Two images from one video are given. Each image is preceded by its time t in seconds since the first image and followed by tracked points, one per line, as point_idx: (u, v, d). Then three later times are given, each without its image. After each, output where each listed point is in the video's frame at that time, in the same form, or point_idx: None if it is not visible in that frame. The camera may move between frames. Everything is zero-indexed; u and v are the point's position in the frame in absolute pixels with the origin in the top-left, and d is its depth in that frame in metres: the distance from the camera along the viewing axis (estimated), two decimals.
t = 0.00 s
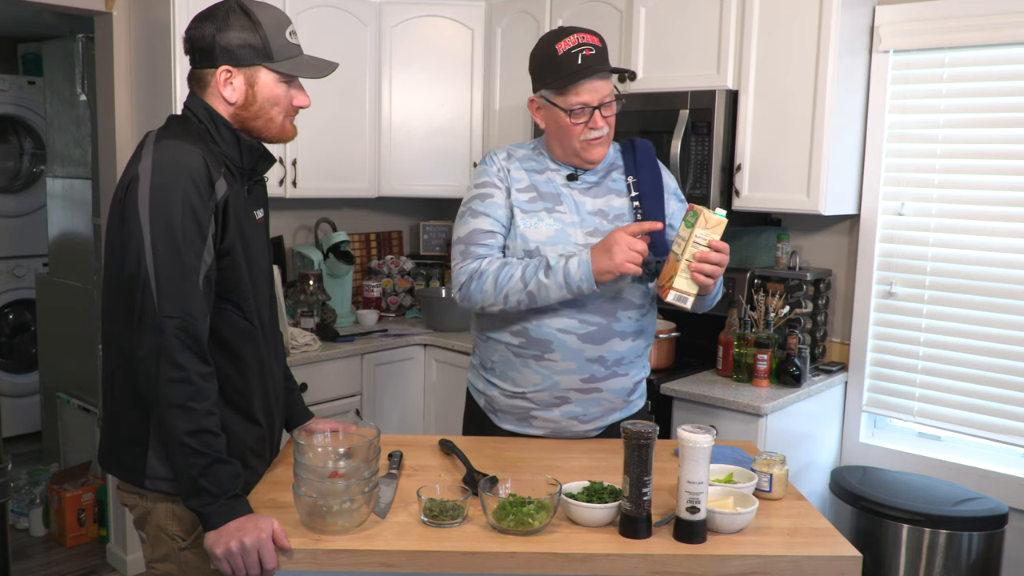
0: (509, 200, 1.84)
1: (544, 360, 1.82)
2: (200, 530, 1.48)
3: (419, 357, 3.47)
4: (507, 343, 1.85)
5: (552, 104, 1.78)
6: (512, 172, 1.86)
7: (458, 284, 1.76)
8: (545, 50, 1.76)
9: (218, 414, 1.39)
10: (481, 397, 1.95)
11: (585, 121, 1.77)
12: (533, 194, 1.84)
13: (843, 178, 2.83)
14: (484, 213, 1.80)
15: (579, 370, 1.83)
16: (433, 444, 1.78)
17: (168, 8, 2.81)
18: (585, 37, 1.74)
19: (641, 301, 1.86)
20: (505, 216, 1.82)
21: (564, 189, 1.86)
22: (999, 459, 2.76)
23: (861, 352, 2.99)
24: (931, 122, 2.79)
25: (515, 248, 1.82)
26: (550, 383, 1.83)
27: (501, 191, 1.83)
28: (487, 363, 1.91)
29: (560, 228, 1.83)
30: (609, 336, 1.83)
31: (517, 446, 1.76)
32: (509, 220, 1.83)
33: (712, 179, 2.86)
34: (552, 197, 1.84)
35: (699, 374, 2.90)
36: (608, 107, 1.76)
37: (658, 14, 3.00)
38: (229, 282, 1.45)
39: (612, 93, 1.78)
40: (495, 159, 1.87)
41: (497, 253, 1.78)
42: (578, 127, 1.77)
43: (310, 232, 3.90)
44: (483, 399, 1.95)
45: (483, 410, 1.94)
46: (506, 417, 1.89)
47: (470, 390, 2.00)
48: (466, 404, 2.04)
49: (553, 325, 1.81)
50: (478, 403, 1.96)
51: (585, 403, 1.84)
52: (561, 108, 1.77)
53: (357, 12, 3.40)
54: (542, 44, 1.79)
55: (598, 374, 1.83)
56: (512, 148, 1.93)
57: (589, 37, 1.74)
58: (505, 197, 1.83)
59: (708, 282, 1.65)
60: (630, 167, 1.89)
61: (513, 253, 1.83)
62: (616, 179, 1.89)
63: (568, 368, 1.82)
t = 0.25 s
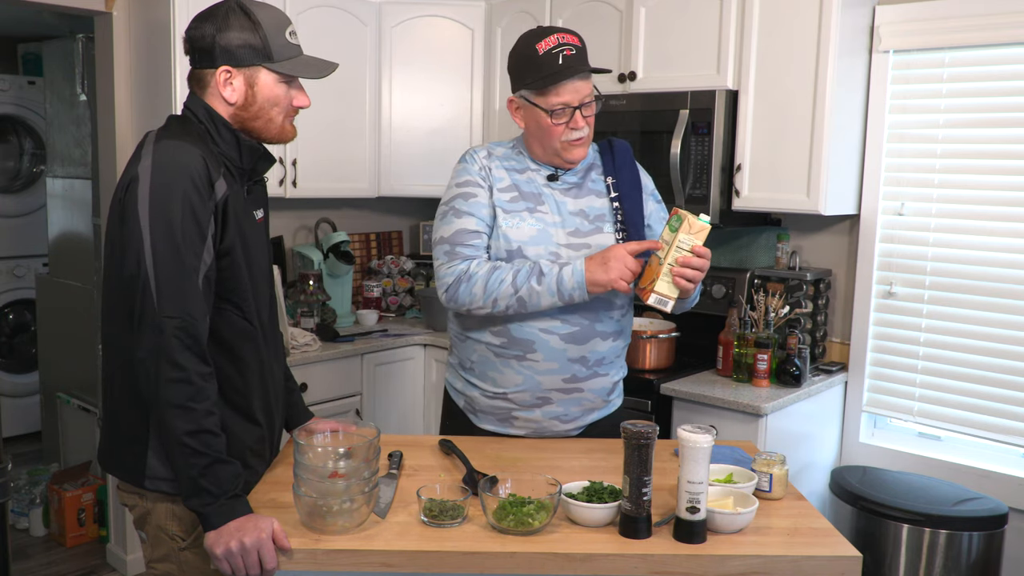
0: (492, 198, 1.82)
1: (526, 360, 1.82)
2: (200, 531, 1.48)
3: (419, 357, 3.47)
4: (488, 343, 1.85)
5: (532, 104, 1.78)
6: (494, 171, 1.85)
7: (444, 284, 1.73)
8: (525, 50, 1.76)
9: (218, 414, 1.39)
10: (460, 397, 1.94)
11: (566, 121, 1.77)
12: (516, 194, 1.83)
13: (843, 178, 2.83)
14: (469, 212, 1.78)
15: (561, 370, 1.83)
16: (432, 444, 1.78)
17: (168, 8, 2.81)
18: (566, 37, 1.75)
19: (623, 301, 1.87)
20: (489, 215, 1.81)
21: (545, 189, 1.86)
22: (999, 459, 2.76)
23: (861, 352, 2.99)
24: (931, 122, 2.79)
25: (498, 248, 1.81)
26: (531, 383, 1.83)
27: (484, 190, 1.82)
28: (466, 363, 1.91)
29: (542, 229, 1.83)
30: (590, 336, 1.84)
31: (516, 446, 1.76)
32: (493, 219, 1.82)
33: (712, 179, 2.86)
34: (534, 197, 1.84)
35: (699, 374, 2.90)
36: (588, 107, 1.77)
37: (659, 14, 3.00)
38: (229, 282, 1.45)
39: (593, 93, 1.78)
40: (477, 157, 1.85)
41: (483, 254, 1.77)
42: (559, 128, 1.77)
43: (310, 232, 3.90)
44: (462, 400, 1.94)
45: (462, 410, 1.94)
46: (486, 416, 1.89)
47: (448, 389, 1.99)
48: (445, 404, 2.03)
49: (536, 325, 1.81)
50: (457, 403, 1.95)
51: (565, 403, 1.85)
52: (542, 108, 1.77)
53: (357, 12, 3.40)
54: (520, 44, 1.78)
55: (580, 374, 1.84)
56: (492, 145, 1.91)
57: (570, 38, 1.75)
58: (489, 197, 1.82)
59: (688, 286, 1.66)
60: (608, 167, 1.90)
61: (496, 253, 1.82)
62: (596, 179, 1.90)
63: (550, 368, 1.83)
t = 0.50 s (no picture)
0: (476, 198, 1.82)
1: (510, 360, 1.82)
2: (200, 530, 1.48)
3: (419, 356, 3.47)
4: (473, 342, 1.85)
5: (517, 104, 1.78)
6: (478, 170, 1.85)
7: (427, 283, 1.73)
8: (511, 49, 1.76)
9: (218, 414, 1.39)
10: (446, 396, 1.94)
11: (550, 121, 1.77)
12: (500, 193, 1.83)
13: (843, 178, 2.83)
14: (452, 212, 1.78)
15: (545, 370, 1.83)
16: (432, 444, 1.78)
17: (168, 8, 2.81)
18: (551, 37, 1.75)
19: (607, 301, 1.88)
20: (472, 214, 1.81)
21: (530, 189, 1.86)
22: (999, 459, 2.76)
23: (861, 352, 2.99)
24: (932, 122, 2.79)
25: (482, 247, 1.81)
26: (516, 382, 1.83)
27: (468, 189, 1.82)
28: (451, 362, 1.91)
29: (527, 228, 1.83)
30: (574, 336, 1.84)
31: (516, 446, 1.76)
32: (476, 218, 1.82)
33: (712, 179, 2.86)
34: (518, 196, 1.84)
35: (699, 374, 2.90)
36: (572, 108, 1.78)
37: (659, 14, 3.00)
38: (229, 282, 1.45)
39: (578, 94, 1.79)
40: (461, 156, 1.85)
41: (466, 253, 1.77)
42: (543, 127, 1.78)
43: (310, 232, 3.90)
44: (448, 399, 1.94)
45: (447, 409, 1.94)
46: (471, 416, 1.89)
47: (434, 388, 1.99)
48: (432, 403, 2.03)
49: (520, 325, 1.81)
50: (443, 402, 1.95)
51: (549, 402, 1.85)
52: (526, 108, 1.77)
53: (357, 12, 3.40)
54: (506, 44, 1.79)
55: (565, 373, 1.85)
56: (477, 145, 1.91)
57: (554, 38, 1.75)
58: (472, 197, 1.82)
59: (673, 288, 1.65)
60: (592, 168, 1.90)
61: (479, 252, 1.82)
62: (581, 180, 1.90)
63: (534, 367, 1.83)
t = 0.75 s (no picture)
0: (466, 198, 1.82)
1: (501, 359, 1.82)
2: (200, 530, 1.48)
3: (419, 356, 3.47)
4: (464, 341, 1.85)
5: (506, 104, 1.78)
6: (469, 170, 1.85)
7: (416, 283, 1.74)
8: (501, 50, 1.77)
9: (218, 414, 1.39)
10: (438, 395, 1.95)
11: (539, 121, 1.77)
12: (489, 193, 1.83)
13: (843, 178, 2.83)
14: (441, 212, 1.78)
15: (536, 369, 1.83)
16: (432, 444, 1.78)
17: (168, 7, 2.81)
18: (539, 38, 1.75)
19: (598, 300, 1.87)
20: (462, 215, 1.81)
21: (520, 188, 1.86)
22: (999, 459, 2.76)
23: (860, 352, 2.99)
24: (932, 122, 2.79)
25: (472, 247, 1.82)
26: (506, 382, 1.83)
27: (458, 189, 1.82)
28: (443, 362, 1.91)
29: (517, 228, 1.83)
30: (564, 336, 1.84)
31: (515, 446, 1.76)
32: (466, 219, 1.82)
33: (712, 179, 2.86)
34: (508, 196, 1.84)
35: (699, 374, 2.90)
36: (562, 108, 1.77)
37: (659, 14, 3.00)
38: (229, 282, 1.45)
39: (567, 93, 1.79)
40: (451, 156, 1.85)
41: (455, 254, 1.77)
42: (532, 127, 1.77)
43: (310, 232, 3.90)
44: (441, 398, 1.94)
45: (440, 408, 1.94)
46: (463, 415, 1.89)
47: (427, 387, 2.00)
48: (427, 402, 2.03)
49: (510, 324, 1.81)
50: (436, 401, 1.96)
51: (539, 401, 1.85)
52: (515, 108, 1.77)
53: (357, 12, 3.40)
54: (496, 44, 1.79)
55: (556, 372, 1.84)
56: (468, 145, 1.91)
57: (543, 38, 1.76)
58: (462, 197, 1.82)
59: (662, 289, 1.65)
60: (583, 168, 1.89)
61: (469, 252, 1.82)
62: (572, 179, 1.89)
63: (524, 367, 1.83)
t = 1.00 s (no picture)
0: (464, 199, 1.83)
1: (499, 358, 1.83)
2: (200, 530, 1.48)
3: (419, 356, 3.47)
4: (463, 341, 1.85)
5: (501, 105, 1.79)
6: (466, 171, 1.85)
7: (413, 285, 1.75)
8: (495, 51, 1.77)
9: (217, 414, 1.39)
10: (438, 395, 1.95)
11: (534, 121, 1.78)
12: (486, 193, 1.83)
13: (843, 177, 2.83)
14: (438, 214, 1.79)
15: (534, 369, 1.83)
16: (432, 444, 1.78)
17: (168, 7, 2.81)
18: (534, 38, 1.75)
19: (595, 300, 1.87)
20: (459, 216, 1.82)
21: (517, 189, 1.85)
22: (999, 459, 2.76)
23: (860, 352, 2.99)
24: (932, 122, 2.79)
25: (469, 248, 1.82)
26: (504, 382, 1.83)
27: (455, 190, 1.82)
28: (443, 361, 1.91)
29: (513, 228, 1.83)
30: (562, 335, 1.84)
31: (515, 446, 1.76)
32: (464, 219, 1.83)
33: (712, 179, 2.87)
34: (505, 196, 1.84)
35: (699, 374, 2.90)
36: (556, 107, 1.78)
37: (658, 14, 3.00)
38: (229, 282, 1.45)
39: (562, 93, 1.79)
40: (449, 157, 1.86)
41: (452, 255, 1.78)
42: (527, 127, 1.78)
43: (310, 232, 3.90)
44: (441, 398, 1.94)
45: (439, 407, 1.94)
46: (462, 414, 1.89)
47: (427, 388, 2.00)
48: (428, 402, 2.03)
49: (508, 324, 1.81)
50: (435, 401, 1.96)
51: (538, 401, 1.85)
52: (510, 108, 1.78)
53: (357, 12, 3.41)
54: (491, 46, 1.80)
55: (554, 372, 1.84)
56: (466, 146, 1.91)
57: (538, 38, 1.75)
58: (459, 197, 1.82)
59: (657, 290, 1.64)
60: (580, 167, 1.89)
61: (466, 253, 1.82)
62: (569, 179, 1.89)
63: (523, 366, 1.83)
